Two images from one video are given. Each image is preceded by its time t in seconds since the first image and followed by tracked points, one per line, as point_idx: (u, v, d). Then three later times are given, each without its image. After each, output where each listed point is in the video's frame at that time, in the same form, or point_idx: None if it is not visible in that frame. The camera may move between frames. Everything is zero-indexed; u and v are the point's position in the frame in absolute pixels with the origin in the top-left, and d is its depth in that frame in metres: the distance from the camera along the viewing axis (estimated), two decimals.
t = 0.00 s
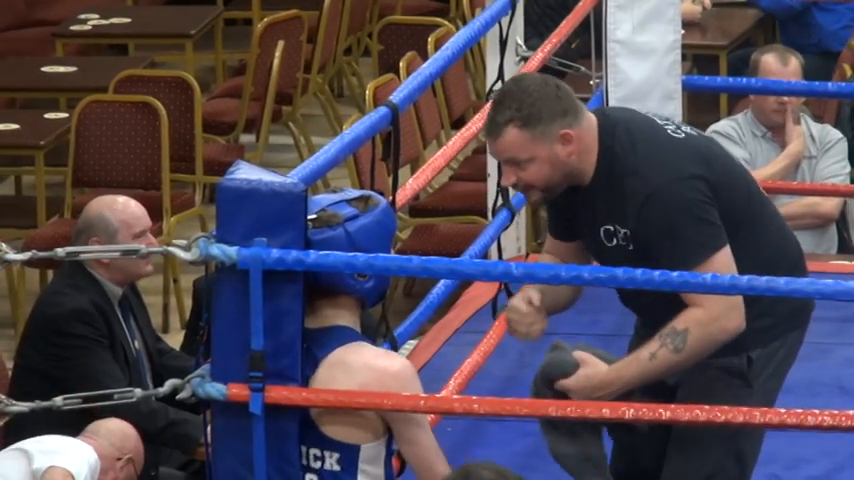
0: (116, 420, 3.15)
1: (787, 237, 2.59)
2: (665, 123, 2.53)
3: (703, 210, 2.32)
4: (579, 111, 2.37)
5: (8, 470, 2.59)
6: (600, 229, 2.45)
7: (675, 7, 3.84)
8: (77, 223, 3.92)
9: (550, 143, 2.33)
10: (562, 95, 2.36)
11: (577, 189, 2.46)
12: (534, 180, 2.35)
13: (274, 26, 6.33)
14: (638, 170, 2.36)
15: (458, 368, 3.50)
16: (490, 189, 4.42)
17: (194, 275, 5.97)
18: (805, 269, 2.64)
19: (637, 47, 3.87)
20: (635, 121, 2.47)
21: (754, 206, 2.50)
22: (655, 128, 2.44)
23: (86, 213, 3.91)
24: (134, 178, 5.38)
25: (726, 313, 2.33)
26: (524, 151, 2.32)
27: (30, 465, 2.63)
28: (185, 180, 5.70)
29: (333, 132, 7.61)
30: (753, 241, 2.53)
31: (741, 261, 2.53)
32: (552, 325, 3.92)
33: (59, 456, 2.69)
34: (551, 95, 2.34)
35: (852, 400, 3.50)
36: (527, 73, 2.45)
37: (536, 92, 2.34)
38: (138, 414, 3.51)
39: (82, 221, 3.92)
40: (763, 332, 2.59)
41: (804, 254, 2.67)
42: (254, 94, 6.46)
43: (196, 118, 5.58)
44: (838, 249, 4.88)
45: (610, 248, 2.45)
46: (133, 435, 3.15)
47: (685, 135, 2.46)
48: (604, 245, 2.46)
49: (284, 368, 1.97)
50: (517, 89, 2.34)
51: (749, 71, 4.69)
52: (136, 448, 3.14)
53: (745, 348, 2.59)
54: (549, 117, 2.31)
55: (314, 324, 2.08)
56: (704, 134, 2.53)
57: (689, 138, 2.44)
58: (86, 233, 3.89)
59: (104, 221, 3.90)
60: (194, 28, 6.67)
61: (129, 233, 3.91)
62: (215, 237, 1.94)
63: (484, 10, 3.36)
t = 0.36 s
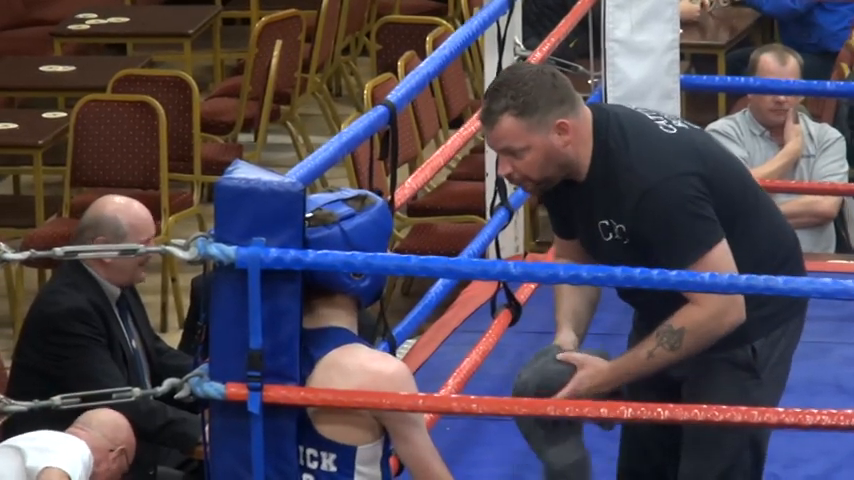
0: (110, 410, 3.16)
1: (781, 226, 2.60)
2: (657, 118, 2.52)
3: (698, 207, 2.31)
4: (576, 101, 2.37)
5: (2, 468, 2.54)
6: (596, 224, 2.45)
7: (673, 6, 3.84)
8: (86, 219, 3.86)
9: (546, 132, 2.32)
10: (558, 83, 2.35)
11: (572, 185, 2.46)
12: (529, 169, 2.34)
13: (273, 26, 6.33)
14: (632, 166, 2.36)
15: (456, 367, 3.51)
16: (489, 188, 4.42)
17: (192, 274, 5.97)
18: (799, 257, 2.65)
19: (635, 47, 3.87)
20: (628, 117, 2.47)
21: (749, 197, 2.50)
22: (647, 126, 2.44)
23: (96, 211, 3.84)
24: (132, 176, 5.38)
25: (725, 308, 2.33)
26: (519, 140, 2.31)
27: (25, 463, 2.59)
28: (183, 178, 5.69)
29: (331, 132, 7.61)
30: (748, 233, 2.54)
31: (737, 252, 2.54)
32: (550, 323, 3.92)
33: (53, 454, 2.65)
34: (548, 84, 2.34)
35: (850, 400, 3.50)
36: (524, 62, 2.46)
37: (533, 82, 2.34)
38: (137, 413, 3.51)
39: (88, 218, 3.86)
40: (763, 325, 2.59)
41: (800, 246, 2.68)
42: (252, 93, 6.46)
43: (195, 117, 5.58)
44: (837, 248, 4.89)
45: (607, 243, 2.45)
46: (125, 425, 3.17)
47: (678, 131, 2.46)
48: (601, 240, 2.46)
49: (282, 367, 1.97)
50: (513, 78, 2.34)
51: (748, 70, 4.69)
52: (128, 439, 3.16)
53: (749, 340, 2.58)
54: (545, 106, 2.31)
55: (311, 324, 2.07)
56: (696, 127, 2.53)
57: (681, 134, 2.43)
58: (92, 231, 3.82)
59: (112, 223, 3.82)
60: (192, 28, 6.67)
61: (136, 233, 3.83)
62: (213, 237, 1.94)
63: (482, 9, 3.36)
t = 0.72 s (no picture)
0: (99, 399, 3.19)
1: (777, 223, 2.59)
2: (652, 120, 2.52)
3: (691, 207, 2.31)
4: (565, 105, 2.37)
5: None
6: (593, 228, 2.45)
7: (672, 6, 3.84)
8: (99, 218, 3.86)
9: (538, 139, 2.32)
10: (545, 89, 2.35)
11: (568, 188, 2.46)
12: (525, 177, 2.34)
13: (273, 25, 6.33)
14: (625, 168, 2.35)
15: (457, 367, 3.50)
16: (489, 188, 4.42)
17: (192, 274, 5.97)
18: (797, 253, 2.64)
19: (635, 46, 3.87)
20: (621, 120, 2.47)
21: (744, 196, 2.49)
22: (640, 129, 2.44)
23: (112, 213, 3.84)
24: (132, 175, 5.38)
25: (730, 309, 2.32)
26: (513, 149, 2.31)
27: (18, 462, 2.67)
28: (184, 178, 5.68)
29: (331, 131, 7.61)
30: (745, 233, 2.53)
31: (735, 251, 2.54)
32: (549, 323, 3.92)
33: (47, 452, 2.70)
34: (535, 92, 2.33)
35: (851, 399, 3.50)
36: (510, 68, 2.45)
37: (519, 90, 2.34)
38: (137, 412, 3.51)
39: (102, 217, 3.86)
40: (764, 323, 2.59)
41: (799, 244, 2.67)
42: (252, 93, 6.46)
43: (195, 117, 5.58)
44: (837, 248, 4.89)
45: (604, 245, 2.45)
46: (116, 416, 3.19)
47: (671, 133, 2.45)
48: (598, 242, 2.46)
49: (282, 366, 1.97)
50: (500, 90, 2.34)
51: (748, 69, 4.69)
52: (119, 428, 3.17)
53: (750, 339, 2.59)
54: (535, 113, 2.31)
55: (311, 324, 2.07)
56: (690, 128, 2.53)
57: (674, 135, 2.43)
58: (106, 229, 3.82)
59: (129, 226, 3.82)
60: (192, 27, 6.67)
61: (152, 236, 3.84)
62: (213, 236, 1.94)
63: (482, 9, 3.35)
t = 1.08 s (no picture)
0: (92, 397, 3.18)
1: (782, 223, 2.60)
2: (655, 121, 2.52)
3: (699, 208, 2.30)
4: (572, 104, 2.37)
5: None
6: (599, 229, 2.45)
7: (676, 6, 3.83)
8: (110, 222, 3.83)
9: (542, 137, 2.32)
10: (552, 89, 2.36)
11: (573, 190, 2.45)
12: (529, 176, 2.34)
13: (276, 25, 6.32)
14: (631, 169, 2.35)
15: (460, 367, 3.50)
16: (492, 188, 4.42)
17: (196, 274, 5.97)
18: (801, 252, 2.65)
19: (638, 47, 3.86)
20: (624, 121, 2.46)
21: (749, 196, 2.49)
22: (643, 130, 2.44)
23: (123, 216, 3.82)
24: (136, 176, 5.38)
25: (730, 314, 2.32)
26: (517, 146, 2.31)
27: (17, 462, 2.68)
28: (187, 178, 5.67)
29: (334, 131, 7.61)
30: (749, 234, 2.53)
31: (739, 252, 2.54)
32: (554, 322, 3.92)
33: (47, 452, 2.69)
34: (541, 90, 2.34)
35: None
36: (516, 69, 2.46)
37: (525, 89, 2.34)
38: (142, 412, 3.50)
39: (111, 221, 3.83)
40: (768, 323, 2.58)
41: (802, 244, 2.67)
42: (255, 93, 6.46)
43: (198, 117, 5.58)
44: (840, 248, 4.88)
45: (610, 247, 2.45)
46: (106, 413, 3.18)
47: (675, 133, 2.45)
48: (603, 244, 2.45)
49: (286, 367, 1.97)
50: (506, 87, 2.35)
51: (752, 70, 4.69)
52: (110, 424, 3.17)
53: (755, 339, 2.58)
54: (540, 111, 2.31)
55: (315, 324, 2.07)
56: (692, 128, 2.53)
57: (679, 135, 2.43)
58: (119, 232, 3.81)
59: (141, 228, 3.82)
60: (195, 27, 6.66)
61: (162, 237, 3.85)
62: (217, 236, 1.94)
63: (485, 9, 3.35)
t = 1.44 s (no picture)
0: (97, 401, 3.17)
1: (793, 228, 2.59)
2: (664, 125, 2.52)
3: (706, 212, 2.30)
4: (587, 105, 2.36)
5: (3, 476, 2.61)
6: (606, 231, 2.44)
7: (685, 9, 3.84)
8: (124, 227, 3.82)
9: (556, 135, 2.31)
10: (569, 87, 2.35)
11: (580, 192, 2.45)
12: (539, 173, 2.33)
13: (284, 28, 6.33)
14: (639, 173, 2.35)
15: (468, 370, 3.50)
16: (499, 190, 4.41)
17: (204, 276, 5.98)
18: (811, 258, 2.64)
19: (647, 49, 3.86)
20: (633, 124, 2.47)
21: (758, 201, 2.49)
22: (652, 134, 2.44)
23: (139, 221, 3.82)
24: (144, 179, 5.38)
25: (737, 317, 2.31)
26: (530, 143, 2.30)
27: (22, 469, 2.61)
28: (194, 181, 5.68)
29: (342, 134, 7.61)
30: (758, 238, 2.53)
31: (747, 257, 2.53)
32: (562, 326, 3.91)
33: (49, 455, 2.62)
34: (558, 87, 2.33)
35: None
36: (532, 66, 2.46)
37: (543, 85, 2.34)
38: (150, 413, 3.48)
39: (126, 225, 3.82)
40: (778, 326, 2.57)
41: (813, 248, 2.66)
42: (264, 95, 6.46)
43: (207, 119, 5.58)
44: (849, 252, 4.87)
45: (616, 250, 2.44)
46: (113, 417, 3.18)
47: (684, 137, 2.45)
48: (610, 247, 2.45)
49: (293, 370, 1.97)
50: (522, 82, 2.34)
51: (760, 72, 4.68)
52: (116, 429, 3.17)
53: (767, 342, 2.57)
54: (556, 110, 2.30)
55: (322, 328, 2.07)
56: (702, 133, 2.53)
57: (687, 140, 2.43)
58: (135, 236, 3.80)
59: (157, 231, 3.83)
60: (204, 29, 6.67)
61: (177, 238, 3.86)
62: (225, 239, 1.94)
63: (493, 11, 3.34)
